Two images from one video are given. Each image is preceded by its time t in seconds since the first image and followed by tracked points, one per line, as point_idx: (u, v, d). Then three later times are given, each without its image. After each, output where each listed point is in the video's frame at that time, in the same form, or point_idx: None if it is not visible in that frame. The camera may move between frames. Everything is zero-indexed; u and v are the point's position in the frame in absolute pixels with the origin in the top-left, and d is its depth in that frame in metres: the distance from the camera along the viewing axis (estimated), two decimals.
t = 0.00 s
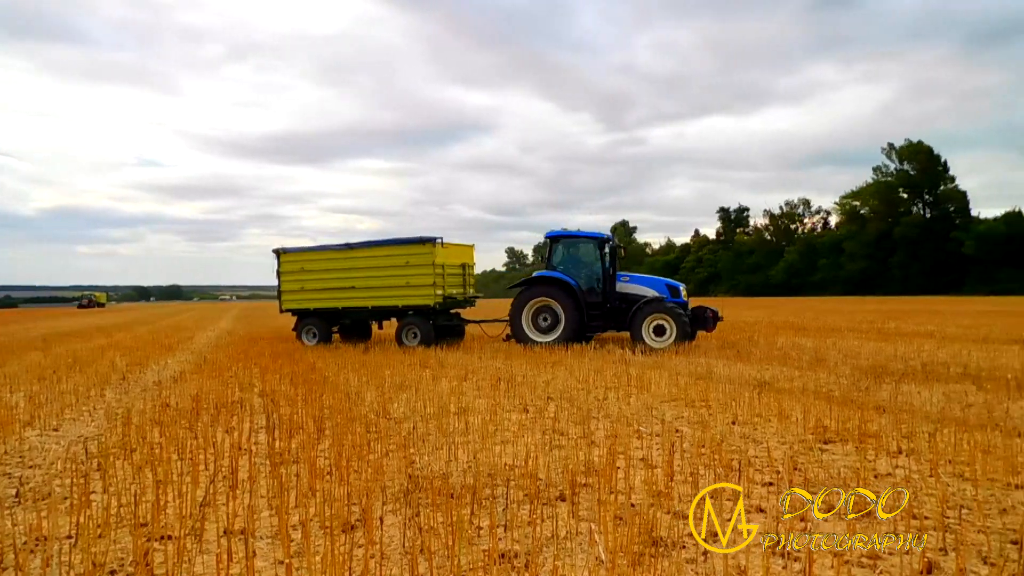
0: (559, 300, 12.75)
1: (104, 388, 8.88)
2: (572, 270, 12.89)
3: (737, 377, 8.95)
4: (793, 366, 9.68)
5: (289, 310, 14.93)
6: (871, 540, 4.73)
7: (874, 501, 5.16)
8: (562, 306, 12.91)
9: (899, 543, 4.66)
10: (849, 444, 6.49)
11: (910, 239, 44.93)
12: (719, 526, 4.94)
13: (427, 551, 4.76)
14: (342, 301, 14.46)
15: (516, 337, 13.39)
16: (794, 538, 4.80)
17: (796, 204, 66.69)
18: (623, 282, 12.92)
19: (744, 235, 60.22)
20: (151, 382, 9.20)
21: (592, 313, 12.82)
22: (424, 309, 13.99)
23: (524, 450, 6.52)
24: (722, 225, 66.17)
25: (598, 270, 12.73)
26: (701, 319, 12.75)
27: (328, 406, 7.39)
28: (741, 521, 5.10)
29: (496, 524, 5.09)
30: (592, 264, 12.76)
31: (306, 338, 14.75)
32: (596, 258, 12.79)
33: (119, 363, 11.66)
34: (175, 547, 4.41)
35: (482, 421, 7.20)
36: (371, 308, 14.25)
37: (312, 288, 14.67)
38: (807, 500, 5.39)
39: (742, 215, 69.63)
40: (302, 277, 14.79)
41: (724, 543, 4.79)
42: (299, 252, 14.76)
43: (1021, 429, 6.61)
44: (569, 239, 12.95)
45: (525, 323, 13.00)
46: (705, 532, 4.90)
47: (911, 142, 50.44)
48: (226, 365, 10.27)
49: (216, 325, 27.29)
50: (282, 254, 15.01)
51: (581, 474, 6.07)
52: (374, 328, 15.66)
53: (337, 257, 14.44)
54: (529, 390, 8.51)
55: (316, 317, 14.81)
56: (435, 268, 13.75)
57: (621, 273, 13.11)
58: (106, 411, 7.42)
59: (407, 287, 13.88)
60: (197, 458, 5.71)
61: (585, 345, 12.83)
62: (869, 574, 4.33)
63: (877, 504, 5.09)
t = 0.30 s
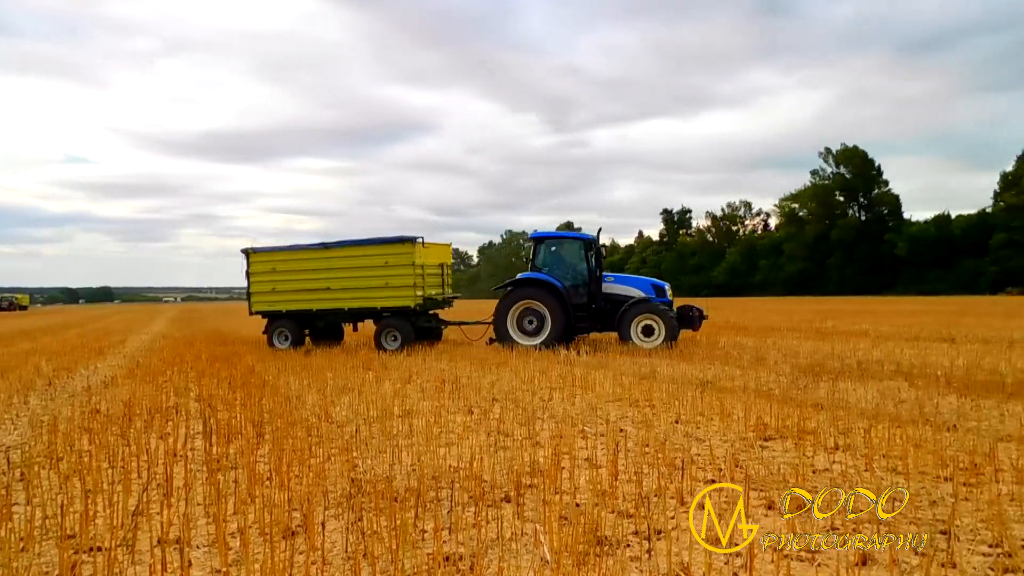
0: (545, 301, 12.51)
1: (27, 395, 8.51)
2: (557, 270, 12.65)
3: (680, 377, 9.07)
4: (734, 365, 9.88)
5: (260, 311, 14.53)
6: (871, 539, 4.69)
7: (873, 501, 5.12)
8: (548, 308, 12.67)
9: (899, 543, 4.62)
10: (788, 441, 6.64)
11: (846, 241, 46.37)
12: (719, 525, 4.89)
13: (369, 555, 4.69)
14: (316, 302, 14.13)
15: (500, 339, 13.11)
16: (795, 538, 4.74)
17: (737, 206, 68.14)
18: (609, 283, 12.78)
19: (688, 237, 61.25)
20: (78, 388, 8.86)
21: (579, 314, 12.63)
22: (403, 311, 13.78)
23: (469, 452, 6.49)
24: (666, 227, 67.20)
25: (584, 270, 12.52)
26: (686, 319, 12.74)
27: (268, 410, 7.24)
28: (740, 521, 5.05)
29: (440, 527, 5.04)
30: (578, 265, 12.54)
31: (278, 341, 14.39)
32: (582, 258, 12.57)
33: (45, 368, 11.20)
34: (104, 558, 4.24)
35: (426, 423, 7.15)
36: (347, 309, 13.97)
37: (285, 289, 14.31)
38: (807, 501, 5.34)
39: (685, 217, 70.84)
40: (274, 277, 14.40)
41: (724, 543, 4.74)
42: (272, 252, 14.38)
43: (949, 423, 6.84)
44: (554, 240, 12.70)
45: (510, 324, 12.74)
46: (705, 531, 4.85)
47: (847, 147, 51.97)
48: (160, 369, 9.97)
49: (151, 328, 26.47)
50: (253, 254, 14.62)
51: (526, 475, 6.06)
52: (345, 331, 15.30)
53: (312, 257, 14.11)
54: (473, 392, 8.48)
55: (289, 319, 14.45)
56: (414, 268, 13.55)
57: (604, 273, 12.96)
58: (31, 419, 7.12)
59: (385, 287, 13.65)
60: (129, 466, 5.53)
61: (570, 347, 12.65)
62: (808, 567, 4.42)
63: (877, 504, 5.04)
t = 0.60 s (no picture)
0: (549, 301, 12.39)
1: None
2: (562, 269, 12.53)
3: (643, 376, 9.14)
4: (696, 364, 9.99)
5: (251, 311, 14.11)
6: (871, 539, 4.67)
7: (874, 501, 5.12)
8: (551, 307, 12.54)
9: (899, 543, 4.60)
10: (748, 439, 6.71)
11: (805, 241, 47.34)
12: (718, 525, 4.86)
13: (329, 558, 4.62)
14: (311, 301, 13.83)
15: (500, 339, 12.95)
16: (795, 538, 4.73)
17: (699, 207, 68.96)
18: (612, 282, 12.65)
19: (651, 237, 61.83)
20: (26, 392, 8.62)
21: (582, 313, 12.49)
22: (401, 309, 13.65)
23: (431, 453, 6.45)
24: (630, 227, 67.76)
25: (588, 270, 12.42)
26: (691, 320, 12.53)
27: (226, 413, 7.12)
28: (740, 522, 5.01)
29: (401, 529, 4.98)
30: (583, 264, 12.45)
31: (270, 342, 13.96)
32: (587, 257, 12.47)
33: None
34: (52, 566, 4.11)
35: (387, 424, 7.10)
36: (344, 308, 13.72)
37: (278, 287, 13.97)
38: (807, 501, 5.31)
39: (648, 218, 71.51)
40: (266, 275, 14.03)
41: (724, 543, 4.70)
42: (265, 250, 14.01)
43: (904, 420, 6.98)
44: (557, 238, 12.61)
45: (512, 323, 12.60)
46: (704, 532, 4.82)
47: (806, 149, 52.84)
48: (113, 372, 9.75)
49: (101, 329, 25.78)
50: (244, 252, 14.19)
51: (488, 476, 6.03)
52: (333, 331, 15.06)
53: (308, 254, 13.82)
54: (435, 393, 8.43)
55: (281, 318, 14.07)
56: (415, 266, 13.43)
57: (607, 273, 12.86)
58: None
59: (384, 285, 13.47)
60: (80, 472, 5.39)
61: (573, 347, 12.51)
62: (767, 563, 4.46)
63: (877, 505, 5.02)
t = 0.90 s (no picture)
0: (538, 300, 12.43)
1: None
2: (551, 268, 12.60)
3: (593, 376, 9.20)
4: (644, 364, 10.10)
5: (226, 312, 13.65)
6: (871, 539, 4.67)
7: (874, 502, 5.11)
8: (540, 306, 12.60)
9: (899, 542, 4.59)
10: (696, 437, 6.80)
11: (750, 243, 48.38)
12: (719, 525, 4.84)
13: (275, 565, 4.50)
14: (293, 302, 13.51)
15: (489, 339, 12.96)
16: (794, 537, 4.71)
17: (647, 209, 69.93)
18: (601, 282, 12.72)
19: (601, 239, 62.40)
20: None
21: (571, 313, 12.55)
22: (386, 310, 13.50)
23: (379, 456, 6.36)
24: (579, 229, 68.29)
25: (577, 269, 12.50)
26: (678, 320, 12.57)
27: (166, 418, 6.92)
28: (741, 521, 4.99)
29: (350, 534, 4.88)
30: (572, 263, 12.53)
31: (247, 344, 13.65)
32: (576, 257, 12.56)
33: None
34: None
35: (335, 428, 7.01)
36: (327, 310, 13.44)
37: (258, 287, 13.57)
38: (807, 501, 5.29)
39: (597, 220, 72.15)
40: (245, 276, 13.60)
41: (725, 544, 4.68)
42: (245, 248, 13.59)
43: (847, 417, 7.15)
44: (545, 238, 12.70)
45: (501, 323, 12.61)
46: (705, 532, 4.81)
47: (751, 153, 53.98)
48: (45, 377, 9.40)
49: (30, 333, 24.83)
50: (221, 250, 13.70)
51: (438, 479, 5.97)
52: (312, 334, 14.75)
53: (290, 255, 13.49)
54: (384, 395, 8.35)
55: (260, 320, 13.70)
56: (404, 267, 13.30)
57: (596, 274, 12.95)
58: None
59: (371, 286, 13.29)
60: (9, 482, 5.16)
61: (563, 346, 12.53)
62: (715, 560, 4.49)
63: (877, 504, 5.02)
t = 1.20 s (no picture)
0: (520, 301, 12.36)
1: None
2: (533, 269, 12.52)
3: (535, 377, 9.23)
4: (587, 364, 10.17)
5: (195, 314, 13.24)
6: (871, 539, 4.64)
7: (874, 501, 5.08)
8: (522, 307, 12.54)
9: (899, 543, 4.58)
10: (638, 436, 6.86)
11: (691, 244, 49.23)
12: (718, 526, 4.80)
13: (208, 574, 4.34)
14: (266, 303, 13.16)
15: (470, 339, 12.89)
16: (794, 539, 4.68)
17: (591, 210, 70.60)
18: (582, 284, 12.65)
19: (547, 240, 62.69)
20: None
21: (552, 314, 12.51)
22: (362, 310, 13.25)
23: (319, 460, 6.24)
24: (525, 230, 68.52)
25: (558, 270, 12.41)
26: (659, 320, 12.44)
27: (93, 424, 6.68)
28: (740, 521, 4.96)
29: (287, 540, 4.74)
30: (554, 264, 12.45)
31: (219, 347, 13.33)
32: (558, 258, 12.47)
33: None
34: None
35: (273, 431, 6.86)
36: (301, 311, 13.14)
37: (229, 288, 13.18)
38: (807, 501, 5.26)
39: (542, 221, 72.50)
40: (214, 277, 13.18)
41: (724, 544, 4.65)
42: (214, 248, 13.17)
43: (784, 415, 7.32)
44: (526, 239, 12.56)
45: (483, 324, 12.54)
46: (704, 533, 4.77)
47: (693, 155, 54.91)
48: None
49: None
50: (188, 251, 13.23)
51: (379, 482, 5.87)
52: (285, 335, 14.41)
53: (262, 254, 13.13)
54: (323, 398, 8.21)
55: (231, 322, 13.33)
56: (382, 266, 13.03)
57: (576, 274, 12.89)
58: None
59: (348, 286, 13.03)
60: None
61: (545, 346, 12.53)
62: (657, 558, 4.52)
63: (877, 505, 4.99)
